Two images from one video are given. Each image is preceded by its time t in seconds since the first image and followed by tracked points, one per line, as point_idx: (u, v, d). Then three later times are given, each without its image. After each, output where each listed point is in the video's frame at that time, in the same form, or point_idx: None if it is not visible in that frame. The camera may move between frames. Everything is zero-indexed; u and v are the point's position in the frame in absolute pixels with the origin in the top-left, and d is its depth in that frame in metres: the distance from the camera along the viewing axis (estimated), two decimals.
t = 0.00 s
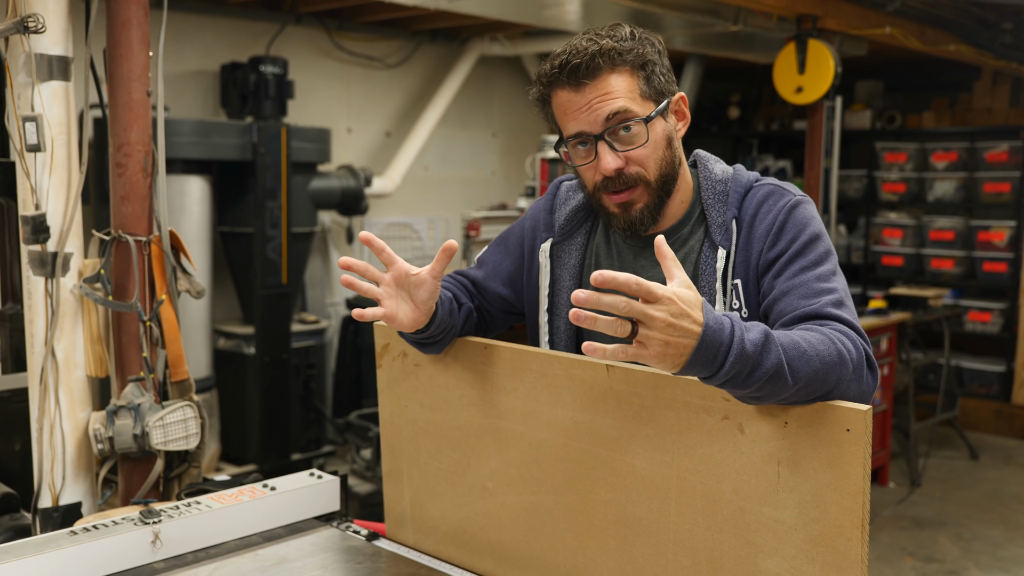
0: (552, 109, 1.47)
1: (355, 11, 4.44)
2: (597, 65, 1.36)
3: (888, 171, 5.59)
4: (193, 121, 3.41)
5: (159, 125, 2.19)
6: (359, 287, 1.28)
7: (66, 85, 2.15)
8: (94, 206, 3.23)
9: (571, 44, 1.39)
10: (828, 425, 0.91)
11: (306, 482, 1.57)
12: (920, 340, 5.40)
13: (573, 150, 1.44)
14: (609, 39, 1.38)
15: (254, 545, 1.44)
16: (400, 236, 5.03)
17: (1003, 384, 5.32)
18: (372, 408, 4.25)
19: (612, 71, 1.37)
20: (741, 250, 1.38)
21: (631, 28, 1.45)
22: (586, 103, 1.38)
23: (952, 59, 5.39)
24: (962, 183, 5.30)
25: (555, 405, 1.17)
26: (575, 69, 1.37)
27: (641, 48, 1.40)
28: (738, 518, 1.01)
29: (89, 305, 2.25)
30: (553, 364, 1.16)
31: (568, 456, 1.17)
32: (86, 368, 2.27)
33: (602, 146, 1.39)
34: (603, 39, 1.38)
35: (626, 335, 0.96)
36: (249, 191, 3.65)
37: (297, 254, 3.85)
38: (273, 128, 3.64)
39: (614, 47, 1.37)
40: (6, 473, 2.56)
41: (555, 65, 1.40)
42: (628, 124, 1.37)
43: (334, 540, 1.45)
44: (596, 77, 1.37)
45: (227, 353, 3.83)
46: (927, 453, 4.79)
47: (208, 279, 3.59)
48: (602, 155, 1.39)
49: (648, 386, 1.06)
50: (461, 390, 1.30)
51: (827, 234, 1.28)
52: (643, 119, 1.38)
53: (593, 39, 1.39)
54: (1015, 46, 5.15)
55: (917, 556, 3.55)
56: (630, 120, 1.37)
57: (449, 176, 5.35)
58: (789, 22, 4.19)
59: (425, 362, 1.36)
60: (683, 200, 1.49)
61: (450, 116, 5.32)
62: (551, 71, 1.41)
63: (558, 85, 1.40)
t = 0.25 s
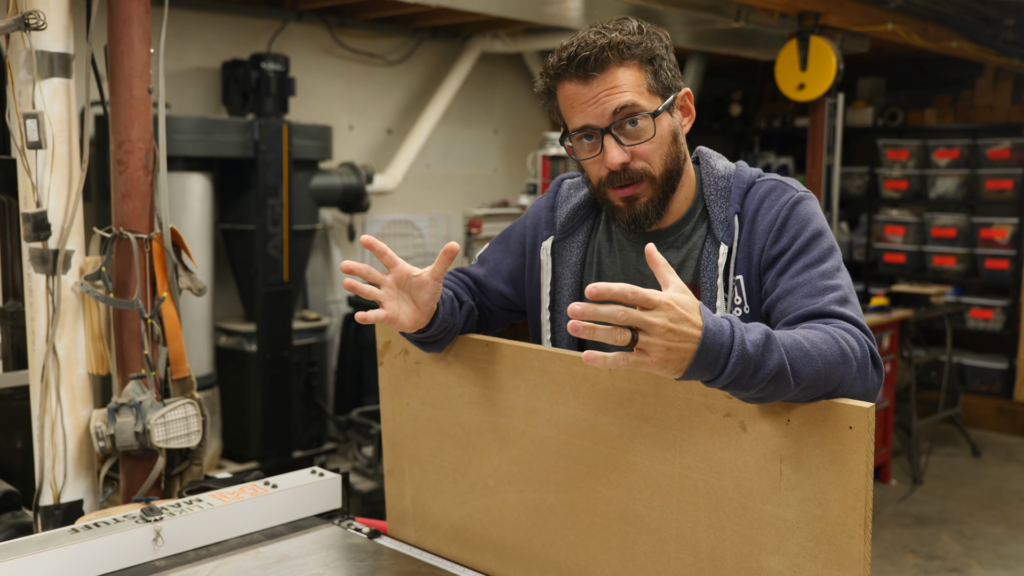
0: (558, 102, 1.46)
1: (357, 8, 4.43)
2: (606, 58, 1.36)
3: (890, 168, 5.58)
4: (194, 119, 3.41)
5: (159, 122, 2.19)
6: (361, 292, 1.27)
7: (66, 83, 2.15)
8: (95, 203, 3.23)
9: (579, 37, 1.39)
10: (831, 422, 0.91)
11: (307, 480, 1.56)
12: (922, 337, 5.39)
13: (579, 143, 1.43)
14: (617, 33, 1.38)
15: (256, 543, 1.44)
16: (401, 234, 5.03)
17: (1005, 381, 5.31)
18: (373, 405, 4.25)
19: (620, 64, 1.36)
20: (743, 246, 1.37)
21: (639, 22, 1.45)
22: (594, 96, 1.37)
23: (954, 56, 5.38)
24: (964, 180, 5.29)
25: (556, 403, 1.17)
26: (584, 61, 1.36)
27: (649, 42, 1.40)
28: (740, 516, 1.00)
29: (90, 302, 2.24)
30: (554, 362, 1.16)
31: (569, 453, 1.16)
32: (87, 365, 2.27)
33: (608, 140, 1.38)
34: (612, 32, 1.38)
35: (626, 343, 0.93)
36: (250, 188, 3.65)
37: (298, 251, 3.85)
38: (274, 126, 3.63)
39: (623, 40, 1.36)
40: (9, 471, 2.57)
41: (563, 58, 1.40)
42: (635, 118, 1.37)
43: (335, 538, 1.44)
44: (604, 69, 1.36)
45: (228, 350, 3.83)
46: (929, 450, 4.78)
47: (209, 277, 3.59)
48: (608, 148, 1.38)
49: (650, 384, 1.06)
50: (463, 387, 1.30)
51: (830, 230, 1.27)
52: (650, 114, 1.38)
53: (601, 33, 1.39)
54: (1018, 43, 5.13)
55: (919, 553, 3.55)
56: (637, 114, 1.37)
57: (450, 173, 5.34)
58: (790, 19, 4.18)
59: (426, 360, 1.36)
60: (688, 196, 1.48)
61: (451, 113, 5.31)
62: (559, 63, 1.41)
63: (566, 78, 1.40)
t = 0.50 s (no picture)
0: (560, 100, 1.46)
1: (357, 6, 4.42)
2: (608, 57, 1.35)
3: (891, 166, 5.57)
4: (194, 117, 3.40)
5: (159, 120, 2.19)
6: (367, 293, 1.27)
7: (66, 80, 2.15)
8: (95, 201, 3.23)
9: (581, 35, 1.39)
10: (832, 422, 0.91)
11: (307, 479, 1.56)
12: (923, 335, 5.39)
13: (580, 141, 1.43)
14: (620, 31, 1.38)
15: (255, 542, 1.43)
16: (402, 232, 5.03)
17: (1005, 379, 5.31)
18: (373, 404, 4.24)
19: (622, 63, 1.36)
20: (745, 244, 1.37)
21: (642, 21, 1.44)
22: (596, 94, 1.37)
23: (955, 54, 5.37)
24: (965, 178, 5.28)
25: (557, 402, 1.16)
26: (586, 59, 1.36)
27: (651, 41, 1.39)
28: (741, 515, 1.00)
29: (90, 301, 2.24)
30: (555, 360, 1.15)
31: (569, 452, 1.16)
32: (87, 364, 2.26)
33: (610, 138, 1.37)
34: (614, 31, 1.38)
35: (624, 344, 0.93)
36: (251, 186, 3.64)
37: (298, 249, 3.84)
38: (274, 124, 3.63)
39: (625, 39, 1.36)
40: (8, 470, 2.56)
41: (565, 55, 1.40)
42: (636, 117, 1.37)
43: (335, 537, 1.44)
44: (606, 67, 1.36)
45: (229, 348, 3.82)
46: (929, 449, 4.78)
47: (209, 275, 3.59)
48: (609, 147, 1.38)
49: (651, 383, 1.05)
50: (463, 385, 1.30)
51: (832, 229, 1.27)
52: (651, 113, 1.37)
53: (604, 31, 1.38)
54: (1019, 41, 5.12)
55: (920, 552, 3.54)
56: (638, 112, 1.37)
57: (451, 172, 5.33)
58: (791, 17, 4.18)
59: (426, 359, 1.35)
60: (689, 195, 1.48)
61: (452, 111, 5.30)
62: (561, 61, 1.40)
63: (568, 75, 1.39)
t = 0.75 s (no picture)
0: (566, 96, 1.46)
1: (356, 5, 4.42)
2: (606, 57, 1.35)
3: (890, 166, 5.57)
4: (193, 115, 3.40)
5: (157, 119, 2.18)
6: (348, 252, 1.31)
7: (64, 79, 2.14)
8: (93, 200, 3.23)
9: (584, 33, 1.39)
10: (830, 422, 0.90)
11: (305, 478, 1.56)
12: (922, 335, 5.39)
13: (582, 138, 1.43)
14: (622, 30, 1.37)
15: (253, 541, 1.43)
16: (401, 231, 5.03)
17: (1004, 378, 5.31)
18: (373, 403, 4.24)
19: (621, 63, 1.35)
20: (748, 235, 1.37)
21: (651, 19, 1.42)
22: (594, 93, 1.37)
23: (954, 53, 5.37)
24: (964, 177, 5.28)
25: (555, 401, 1.16)
26: (584, 58, 1.36)
27: (655, 41, 1.37)
28: (740, 514, 1.00)
29: (87, 300, 2.23)
30: (553, 359, 1.15)
31: (568, 451, 1.16)
32: (84, 362, 2.26)
33: (605, 137, 1.38)
34: (617, 30, 1.37)
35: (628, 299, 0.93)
36: (250, 184, 3.64)
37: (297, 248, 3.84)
38: (273, 123, 3.62)
39: (625, 38, 1.35)
40: (5, 469, 2.54)
41: (567, 52, 1.40)
42: (631, 118, 1.36)
43: (334, 536, 1.44)
44: (604, 68, 1.36)
45: (228, 347, 3.82)
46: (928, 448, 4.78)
47: (208, 274, 3.58)
48: (604, 146, 1.38)
49: (650, 382, 1.05)
50: (462, 384, 1.29)
51: (835, 223, 1.26)
52: (648, 113, 1.36)
53: (606, 30, 1.38)
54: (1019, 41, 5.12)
55: (918, 551, 3.55)
56: (633, 114, 1.36)
57: (450, 171, 5.33)
58: (790, 16, 4.18)
59: (425, 358, 1.35)
60: (696, 191, 1.47)
61: (451, 110, 5.30)
62: (564, 58, 1.41)
63: (569, 73, 1.40)
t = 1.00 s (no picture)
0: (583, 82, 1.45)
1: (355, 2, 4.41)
2: (626, 45, 1.34)
3: (890, 162, 5.57)
4: (192, 113, 3.39)
5: (155, 116, 2.18)
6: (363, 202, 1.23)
7: (62, 76, 2.14)
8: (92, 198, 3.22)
9: (605, 20, 1.38)
10: (829, 419, 0.90)
11: (305, 476, 1.56)
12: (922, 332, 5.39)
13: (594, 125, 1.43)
14: (644, 20, 1.36)
15: (253, 538, 1.43)
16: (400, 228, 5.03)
17: (1004, 375, 5.31)
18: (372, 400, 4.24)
19: (640, 52, 1.35)
20: (744, 225, 1.36)
21: (673, 11, 1.42)
22: (612, 80, 1.36)
23: (955, 50, 5.36)
24: (964, 174, 5.27)
25: (555, 399, 1.16)
26: (604, 45, 1.35)
27: (676, 33, 1.37)
28: (739, 511, 1.00)
29: (87, 297, 2.24)
30: (553, 357, 1.15)
31: (567, 449, 1.16)
32: (84, 360, 2.27)
33: (618, 125, 1.37)
34: (638, 19, 1.36)
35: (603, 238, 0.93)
36: (249, 182, 3.64)
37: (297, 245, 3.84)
38: (273, 120, 3.62)
39: (646, 29, 1.34)
40: (4, 467, 2.52)
41: (587, 38, 1.39)
42: (647, 108, 1.36)
43: (333, 534, 1.44)
44: (623, 56, 1.35)
45: (227, 344, 3.82)
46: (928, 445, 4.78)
47: (208, 271, 3.58)
48: (617, 134, 1.37)
49: (649, 379, 1.05)
50: (462, 381, 1.29)
51: (832, 219, 1.26)
52: (663, 105, 1.36)
53: (628, 19, 1.37)
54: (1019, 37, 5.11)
55: (918, 548, 3.55)
56: (649, 104, 1.36)
57: (449, 168, 5.32)
58: (790, 12, 4.17)
59: (424, 355, 1.35)
60: (704, 185, 1.48)
61: (450, 107, 5.29)
62: (583, 44, 1.40)
63: (588, 58, 1.39)
